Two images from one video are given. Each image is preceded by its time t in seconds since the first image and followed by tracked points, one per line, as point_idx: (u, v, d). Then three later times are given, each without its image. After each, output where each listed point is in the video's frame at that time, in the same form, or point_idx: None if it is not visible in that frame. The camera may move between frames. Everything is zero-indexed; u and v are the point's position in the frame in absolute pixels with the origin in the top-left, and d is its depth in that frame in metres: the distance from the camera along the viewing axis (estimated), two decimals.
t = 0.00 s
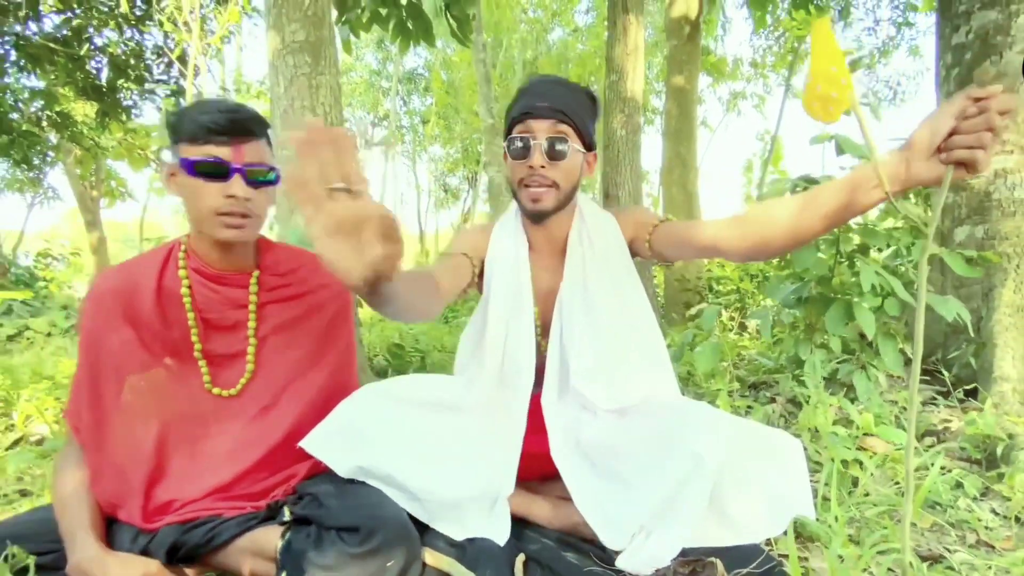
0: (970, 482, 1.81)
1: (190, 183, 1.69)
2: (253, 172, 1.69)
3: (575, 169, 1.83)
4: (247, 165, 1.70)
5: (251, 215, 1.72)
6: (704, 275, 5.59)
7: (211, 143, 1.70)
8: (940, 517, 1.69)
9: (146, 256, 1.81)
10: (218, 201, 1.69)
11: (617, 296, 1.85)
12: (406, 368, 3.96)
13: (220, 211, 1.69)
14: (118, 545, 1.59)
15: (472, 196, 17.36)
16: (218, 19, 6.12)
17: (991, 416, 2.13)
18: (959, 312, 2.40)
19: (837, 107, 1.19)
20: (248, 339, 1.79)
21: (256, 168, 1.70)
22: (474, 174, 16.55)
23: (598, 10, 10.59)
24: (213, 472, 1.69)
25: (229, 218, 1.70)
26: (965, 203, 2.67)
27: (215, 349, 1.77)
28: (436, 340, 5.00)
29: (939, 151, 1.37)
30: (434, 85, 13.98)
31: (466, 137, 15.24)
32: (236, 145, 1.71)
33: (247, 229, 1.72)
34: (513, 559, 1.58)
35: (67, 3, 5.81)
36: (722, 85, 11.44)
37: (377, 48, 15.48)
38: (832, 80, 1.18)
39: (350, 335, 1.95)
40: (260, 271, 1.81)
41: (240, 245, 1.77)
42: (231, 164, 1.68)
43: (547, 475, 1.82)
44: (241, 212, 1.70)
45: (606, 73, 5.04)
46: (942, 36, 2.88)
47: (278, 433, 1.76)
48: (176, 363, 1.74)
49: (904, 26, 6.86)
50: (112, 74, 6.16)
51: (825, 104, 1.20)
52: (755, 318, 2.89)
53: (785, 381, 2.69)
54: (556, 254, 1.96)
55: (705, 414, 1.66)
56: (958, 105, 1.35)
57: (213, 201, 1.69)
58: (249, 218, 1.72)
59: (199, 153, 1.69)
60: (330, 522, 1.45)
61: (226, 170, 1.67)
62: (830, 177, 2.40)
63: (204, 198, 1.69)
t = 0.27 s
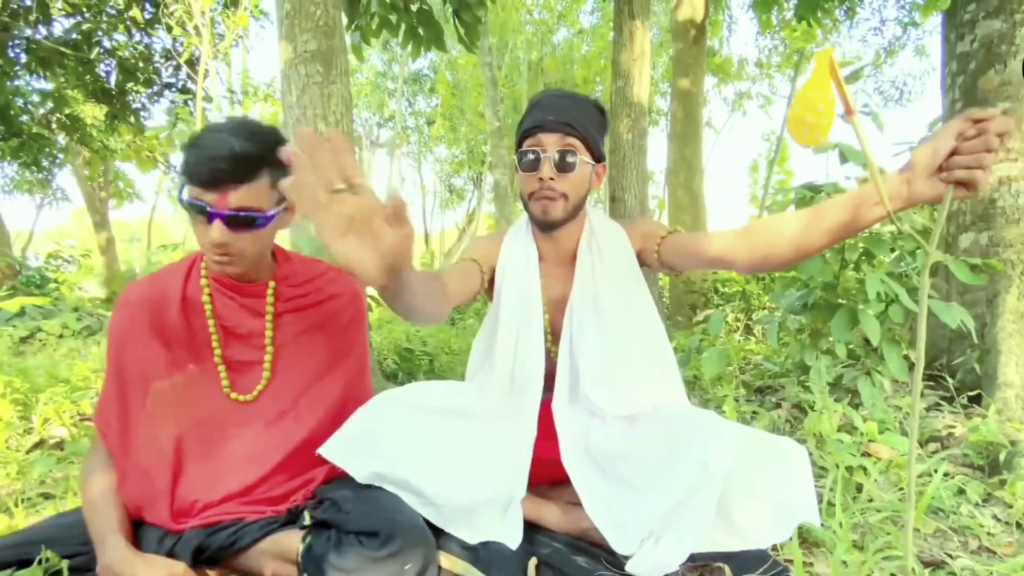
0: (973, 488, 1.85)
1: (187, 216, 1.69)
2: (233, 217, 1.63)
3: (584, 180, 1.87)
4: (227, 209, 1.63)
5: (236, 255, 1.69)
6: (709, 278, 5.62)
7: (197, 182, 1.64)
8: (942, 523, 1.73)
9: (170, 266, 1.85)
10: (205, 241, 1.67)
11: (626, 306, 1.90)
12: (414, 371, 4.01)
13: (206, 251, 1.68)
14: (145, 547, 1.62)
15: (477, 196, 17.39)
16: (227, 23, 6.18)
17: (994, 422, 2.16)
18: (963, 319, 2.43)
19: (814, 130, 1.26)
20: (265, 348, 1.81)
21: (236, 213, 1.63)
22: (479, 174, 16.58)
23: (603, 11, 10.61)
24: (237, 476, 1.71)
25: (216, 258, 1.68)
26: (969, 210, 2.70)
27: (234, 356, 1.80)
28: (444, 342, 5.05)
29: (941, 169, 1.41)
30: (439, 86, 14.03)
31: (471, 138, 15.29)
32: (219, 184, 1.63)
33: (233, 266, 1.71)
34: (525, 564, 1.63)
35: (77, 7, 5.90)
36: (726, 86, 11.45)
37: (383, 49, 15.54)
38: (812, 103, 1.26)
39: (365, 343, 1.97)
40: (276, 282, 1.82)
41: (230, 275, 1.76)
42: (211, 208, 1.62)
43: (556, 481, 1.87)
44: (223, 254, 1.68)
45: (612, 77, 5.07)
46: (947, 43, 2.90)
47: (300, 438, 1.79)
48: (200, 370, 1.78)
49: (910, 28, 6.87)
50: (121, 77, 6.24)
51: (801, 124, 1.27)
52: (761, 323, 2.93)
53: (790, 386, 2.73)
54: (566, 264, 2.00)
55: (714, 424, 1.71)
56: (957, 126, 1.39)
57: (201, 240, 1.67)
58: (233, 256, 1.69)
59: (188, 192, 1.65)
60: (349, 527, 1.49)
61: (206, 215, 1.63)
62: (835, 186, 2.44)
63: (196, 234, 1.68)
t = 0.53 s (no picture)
0: (975, 491, 1.86)
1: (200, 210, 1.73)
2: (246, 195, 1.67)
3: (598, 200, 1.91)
4: (241, 189, 1.69)
5: (250, 237, 1.71)
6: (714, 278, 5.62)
7: (215, 170, 1.72)
8: (945, 525, 1.75)
9: (181, 269, 1.88)
10: (219, 227, 1.70)
11: (631, 309, 1.92)
12: (420, 372, 4.03)
13: (220, 235, 1.70)
14: (158, 548, 1.65)
15: (482, 195, 17.41)
16: (233, 25, 6.21)
17: (998, 425, 2.17)
18: (967, 321, 2.44)
19: (845, 139, 1.24)
20: (276, 348, 1.84)
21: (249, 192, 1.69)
22: (484, 173, 16.59)
23: (608, 10, 10.59)
24: (248, 477, 1.74)
25: (230, 242, 1.70)
26: (974, 212, 2.71)
27: (245, 357, 1.83)
28: (449, 343, 5.07)
29: (939, 178, 1.42)
30: (444, 85, 14.04)
31: (476, 137, 15.31)
32: (233, 171, 1.71)
33: (247, 250, 1.71)
34: (531, 565, 1.66)
35: (84, 8, 5.93)
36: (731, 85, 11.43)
37: (387, 49, 15.56)
38: (836, 114, 1.24)
39: (372, 346, 1.99)
40: (287, 284, 1.85)
41: (243, 266, 1.77)
42: (225, 189, 1.69)
43: (562, 482, 1.89)
44: (239, 236, 1.70)
45: (617, 78, 5.08)
46: (952, 45, 2.90)
47: (309, 440, 1.81)
48: (211, 372, 1.81)
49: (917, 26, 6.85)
50: (128, 78, 6.29)
51: (832, 136, 1.25)
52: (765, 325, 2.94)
53: (794, 388, 2.74)
54: (571, 268, 2.02)
55: (716, 430, 1.74)
56: (956, 135, 1.40)
57: (215, 227, 1.70)
58: (248, 240, 1.71)
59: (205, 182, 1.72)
60: (358, 527, 1.51)
61: (220, 196, 1.68)
62: (839, 188, 2.45)
63: (209, 225, 1.71)
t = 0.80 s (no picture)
0: (978, 491, 1.86)
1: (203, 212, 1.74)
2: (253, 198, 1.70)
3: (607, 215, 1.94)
4: (247, 194, 1.71)
5: (255, 240, 1.73)
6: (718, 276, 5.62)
7: (220, 173, 1.72)
8: (947, 525, 1.75)
9: (185, 270, 1.89)
10: (224, 230, 1.72)
11: (633, 310, 1.92)
12: (423, 371, 4.05)
13: (225, 239, 1.72)
14: (162, 546, 1.66)
15: (485, 194, 17.41)
16: (238, 24, 6.24)
17: (1001, 425, 2.17)
18: (970, 321, 2.43)
19: (821, 141, 1.22)
20: (278, 352, 1.85)
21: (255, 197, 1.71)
22: (487, 172, 16.60)
23: (611, 7, 10.57)
24: (252, 476, 1.75)
25: (236, 247, 1.72)
26: (978, 211, 2.70)
27: (246, 360, 1.84)
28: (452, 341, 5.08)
29: (940, 180, 1.42)
30: (447, 83, 14.04)
31: (479, 135, 15.32)
32: (240, 175, 1.72)
33: (253, 255, 1.74)
34: (534, 563, 1.66)
35: (89, 8, 5.97)
36: (736, 82, 11.40)
37: (391, 47, 15.57)
38: (817, 114, 1.22)
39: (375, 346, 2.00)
40: (289, 286, 1.89)
41: (248, 268, 1.80)
42: (230, 192, 1.70)
43: (564, 481, 1.90)
44: (245, 238, 1.72)
45: (620, 76, 5.09)
46: (956, 43, 2.89)
47: (313, 440, 1.82)
48: (214, 372, 1.82)
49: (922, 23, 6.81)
50: (132, 77, 6.34)
51: (808, 135, 1.23)
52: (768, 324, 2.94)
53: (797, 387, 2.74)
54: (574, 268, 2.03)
55: (718, 431, 1.77)
56: (956, 138, 1.40)
57: (219, 229, 1.72)
58: (253, 243, 1.73)
59: (210, 185, 1.73)
60: (361, 526, 1.52)
61: (225, 199, 1.70)
62: (842, 187, 2.44)
63: (214, 227, 1.73)
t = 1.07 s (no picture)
0: (979, 486, 1.82)
1: (221, 192, 1.72)
2: (281, 179, 1.76)
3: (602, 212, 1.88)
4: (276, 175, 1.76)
5: (279, 223, 1.78)
6: (717, 272, 5.58)
7: (244, 153, 1.75)
8: (948, 521, 1.71)
9: (167, 262, 1.86)
10: (249, 208, 1.73)
11: (630, 305, 1.88)
12: (419, 367, 4.02)
13: (251, 218, 1.73)
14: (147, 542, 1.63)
15: (486, 191, 17.37)
16: (235, 20, 6.20)
17: (1003, 419, 2.13)
18: (972, 314, 2.39)
19: (834, 124, 1.17)
20: (263, 343, 1.82)
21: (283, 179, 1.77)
22: (488, 169, 16.56)
23: (612, 3, 10.52)
24: (237, 470, 1.72)
25: (260, 225, 1.74)
26: (980, 203, 2.66)
27: (232, 352, 1.81)
28: (450, 338, 5.05)
29: (942, 165, 1.37)
30: (447, 80, 13.99)
31: (479, 132, 15.27)
32: (265, 157, 1.78)
33: (273, 236, 1.77)
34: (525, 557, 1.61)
35: (87, 4, 5.94)
36: (737, 77, 11.33)
37: (391, 44, 15.53)
38: (826, 96, 1.17)
39: (362, 338, 1.98)
40: (273, 275, 1.86)
41: (258, 249, 1.80)
42: (259, 173, 1.74)
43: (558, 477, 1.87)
44: (271, 219, 1.76)
45: (619, 70, 5.05)
46: (958, 32, 2.85)
47: (300, 432, 1.80)
48: (198, 365, 1.78)
49: (924, 17, 6.75)
50: (131, 74, 6.30)
51: (821, 120, 1.18)
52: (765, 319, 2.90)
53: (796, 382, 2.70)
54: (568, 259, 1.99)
55: (715, 423, 1.71)
56: (960, 121, 1.33)
57: (243, 209, 1.73)
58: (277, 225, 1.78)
59: (231, 163, 1.74)
60: (345, 521, 1.50)
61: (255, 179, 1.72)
62: (842, 178, 2.40)
63: (235, 207, 1.73)
